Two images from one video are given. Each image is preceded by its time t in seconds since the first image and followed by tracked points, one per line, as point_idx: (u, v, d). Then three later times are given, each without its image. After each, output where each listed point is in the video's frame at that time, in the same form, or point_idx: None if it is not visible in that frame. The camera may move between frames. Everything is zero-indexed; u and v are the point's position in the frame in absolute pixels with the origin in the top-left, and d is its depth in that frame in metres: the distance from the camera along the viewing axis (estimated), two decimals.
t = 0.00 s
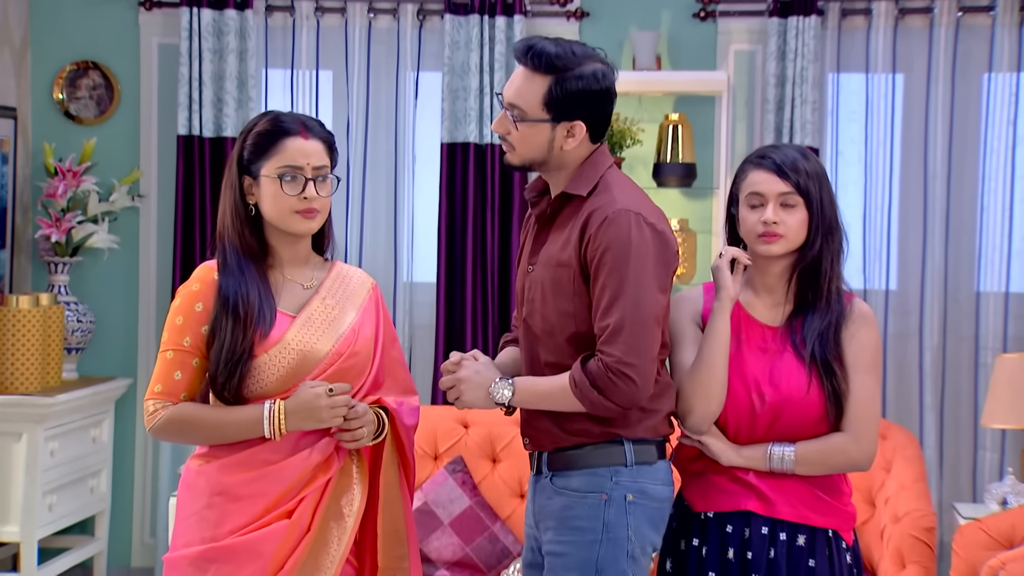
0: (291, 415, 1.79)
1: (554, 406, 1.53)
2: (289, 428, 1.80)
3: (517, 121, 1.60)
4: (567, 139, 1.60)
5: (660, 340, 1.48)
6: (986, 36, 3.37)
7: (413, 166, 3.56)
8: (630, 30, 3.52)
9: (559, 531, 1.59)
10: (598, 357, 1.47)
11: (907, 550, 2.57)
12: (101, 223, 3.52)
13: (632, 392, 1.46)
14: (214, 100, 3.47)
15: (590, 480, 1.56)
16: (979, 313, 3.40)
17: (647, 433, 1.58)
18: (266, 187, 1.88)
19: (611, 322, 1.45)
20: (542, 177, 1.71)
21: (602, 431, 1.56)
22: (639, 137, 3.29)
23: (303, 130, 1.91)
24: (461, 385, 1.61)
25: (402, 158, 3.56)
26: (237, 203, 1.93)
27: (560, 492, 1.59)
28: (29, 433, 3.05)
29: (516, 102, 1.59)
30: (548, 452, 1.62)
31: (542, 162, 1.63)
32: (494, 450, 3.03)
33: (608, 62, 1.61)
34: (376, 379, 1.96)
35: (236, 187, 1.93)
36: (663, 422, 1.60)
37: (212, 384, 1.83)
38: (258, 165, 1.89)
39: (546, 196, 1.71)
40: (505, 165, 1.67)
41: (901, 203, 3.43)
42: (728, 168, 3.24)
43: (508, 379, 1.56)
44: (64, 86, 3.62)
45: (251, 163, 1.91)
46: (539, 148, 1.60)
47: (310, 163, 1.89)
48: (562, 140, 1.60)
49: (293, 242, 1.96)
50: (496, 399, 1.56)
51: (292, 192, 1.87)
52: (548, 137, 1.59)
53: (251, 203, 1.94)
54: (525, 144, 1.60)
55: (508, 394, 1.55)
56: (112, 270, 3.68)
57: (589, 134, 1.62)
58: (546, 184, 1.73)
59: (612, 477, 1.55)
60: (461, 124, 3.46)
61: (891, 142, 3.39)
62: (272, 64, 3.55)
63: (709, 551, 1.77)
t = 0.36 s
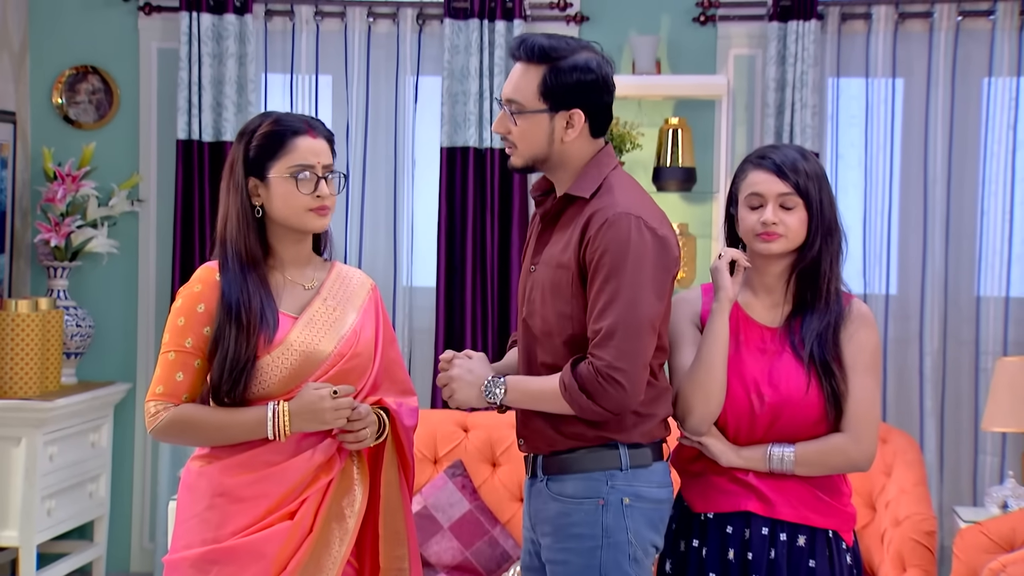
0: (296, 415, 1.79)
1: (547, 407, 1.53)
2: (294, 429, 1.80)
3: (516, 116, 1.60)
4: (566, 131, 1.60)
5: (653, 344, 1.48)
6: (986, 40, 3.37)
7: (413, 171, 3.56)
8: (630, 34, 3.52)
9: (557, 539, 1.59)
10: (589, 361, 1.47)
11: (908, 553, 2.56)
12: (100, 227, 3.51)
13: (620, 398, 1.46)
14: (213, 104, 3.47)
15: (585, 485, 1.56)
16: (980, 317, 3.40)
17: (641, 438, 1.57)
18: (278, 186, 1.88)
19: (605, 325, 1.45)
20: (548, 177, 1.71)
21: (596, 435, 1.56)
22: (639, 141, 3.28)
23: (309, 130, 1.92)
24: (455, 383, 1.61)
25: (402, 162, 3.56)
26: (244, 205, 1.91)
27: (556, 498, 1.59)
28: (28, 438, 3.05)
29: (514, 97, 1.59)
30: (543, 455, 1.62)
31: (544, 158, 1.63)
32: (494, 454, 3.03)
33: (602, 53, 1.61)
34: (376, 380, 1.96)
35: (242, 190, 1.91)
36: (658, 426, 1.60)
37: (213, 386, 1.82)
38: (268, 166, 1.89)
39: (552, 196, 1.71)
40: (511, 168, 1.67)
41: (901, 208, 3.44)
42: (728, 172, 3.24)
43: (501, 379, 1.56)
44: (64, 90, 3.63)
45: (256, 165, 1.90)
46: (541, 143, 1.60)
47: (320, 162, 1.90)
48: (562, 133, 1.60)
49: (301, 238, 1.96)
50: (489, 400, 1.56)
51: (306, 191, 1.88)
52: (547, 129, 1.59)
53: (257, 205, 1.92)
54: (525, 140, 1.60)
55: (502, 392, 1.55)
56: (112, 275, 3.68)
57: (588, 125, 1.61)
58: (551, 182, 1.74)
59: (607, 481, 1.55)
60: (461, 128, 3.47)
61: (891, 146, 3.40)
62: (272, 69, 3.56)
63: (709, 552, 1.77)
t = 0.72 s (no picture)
0: (298, 416, 1.79)
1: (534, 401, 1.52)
2: (296, 430, 1.79)
3: (513, 109, 1.59)
4: (563, 122, 1.59)
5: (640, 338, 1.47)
6: (985, 40, 3.36)
7: (410, 171, 3.55)
8: (628, 34, 3.52)
9: (553, 542, 1.58)
10: (574, 356, 1.47)
11: (906, 554, 2.55)
12: (96, 228, 3.50)
13: (604, 394, 1.45)
14: (210, 104, 3.46)
15: (578, 487, 1.55)
16: (978, 318, 3.39)
17: (634, 438, 1.56)
18: (284, 181, 1.88)
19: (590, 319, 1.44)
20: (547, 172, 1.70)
21: (589, 435, 1.55)
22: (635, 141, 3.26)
23: (308, 125, 1.94)
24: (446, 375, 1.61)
25: (399, 162, 3.55)
26: (244, 202, 1.88)
27: (550, 500, 1.58)
28: (24, 439, 3.03)
29: (512, 89, 1.59)
30: (538, 455, 1.61)
31: (541, 150, 1.62)
32: (491, 455, 3.02)
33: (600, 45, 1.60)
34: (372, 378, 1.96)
35: (244, 190, 1.89)
36: (652, 425, 1.58)
37: (211, 388, 1.79)
38: (271, 163, 1.89)
39: (551, 190, 1.70)
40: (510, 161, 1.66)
41: (900, 208, 3.43)
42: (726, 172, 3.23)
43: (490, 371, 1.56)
44: (59, 90, 3.61)
45: (256, 163, 1.90)
46: (537, 134, 1.59)
47: (321, 157, 1.92)
48: (558, 125, 1.59)
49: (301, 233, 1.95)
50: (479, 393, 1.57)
51: (312, 185, 1.89)
52: (544, 120, 1.59)
53: (258, 202, 1.91)
54: (523, 131, 1.59)
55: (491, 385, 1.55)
56: (108, 276, 3.67)
57: (585, 117, 1.60)
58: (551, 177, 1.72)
59: (600, 483, 1.54)
60: (458, 128, 3.46)
61: (890, 146, 3.39)
62: (268, 69, 3.54)
63: (707, 550, 1.76)
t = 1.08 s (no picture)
0: (297, 414, 1.78)
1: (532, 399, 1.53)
2: (296, 427, 1.79)
3: (510, 108, 1.59)
4: (561, 121, 1.59)
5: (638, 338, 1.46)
6: (984, 38, 3.36)
7: (408, 169, 3.54)
8: (626, 32, 3.51)
9: (553, 541, 1.57)
10: (573, 357, 1.46)
11: (904, 552, 2.55)
12: (94, 226, 3.50)
13: (603, 395, 1.44)
14: (208, 102, 3.45)
15: (576, 487, 1.55)
16: (977, 317, 3.39)
17: (632, 436, 1.55)
18: (282, 176, 1.87)
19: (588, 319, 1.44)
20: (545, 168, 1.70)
21: (587, 433, 1.54)
22: (636, 140, 3.27)
23: (305, 121, 1.94)
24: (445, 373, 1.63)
25: (397, 161, 3.54)
26: (241, 196, 1.87)
27: (550, 500, 1.58)
28: (21, 437, 3.02)
29: (508, 88, 1.58)
30: (537, 454, 1.61)
31: (541, 149, 1.61)
32: (489, 453, 3.02)
33: (597, 39, 1.59)
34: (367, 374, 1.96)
35: (241, 183, 1.88)
36: (651, 423, 1.57)
37: (210, 385, 1.78)
38: (269, 158, 1.88)
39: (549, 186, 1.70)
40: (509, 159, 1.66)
41: (898, 207, 3.43)
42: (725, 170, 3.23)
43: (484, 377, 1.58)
44: (57, 88, 3.61)
45: (254, 158, 1.89)
46: (535, 133, 1.59)
47: (319, 152, 1.92)
48: (557, 123, 1.59)
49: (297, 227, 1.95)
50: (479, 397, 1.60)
51: (311, 179, 1.89)
52: (542, 120, 1.58)
53: (255, 198, 1.90)
54: (521, 130, 1.59)
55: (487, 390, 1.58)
56: (106, 274, 3.66)
57: (583, 115, 1.60)
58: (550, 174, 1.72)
59: (598, 482, 1.53)
60: (456, 126, 3.45)
61: (889, 144, 3.38)
62: (266, 66, 3.54)
63: (705, 547, 1.76)
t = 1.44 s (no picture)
0: (303, 411, 1.79)
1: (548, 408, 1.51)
2: (301, 425, 1.79)
3: (510, 107, 1.59)
4: (562, 118, 1.59)
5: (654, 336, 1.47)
6: (983, 37, 3.36)
7: (408, 168, 3.54)
8: (626, 31, 3.51)
9: (554, 541, 1.57)
10: (593, 361, 1.45)
11: (904, 550, 2.55)
12: (93, 225, 3.50)
13: (628, 393, 1.44)
14: (207, 101, 3.45)
15: (578, 487, 1.55)
16: (976, 316, 3.39)
17: (635, 437, 1.55)
18: (283, 175, 1.88)
19: (605, 320, 1.43)
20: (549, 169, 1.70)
21: (590, 433, 1.55)
22: (635, 139, 3.28)
23: (302, 119, 1.95)
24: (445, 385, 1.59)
25: (397, 160, 3.54)
26: (241, 195, 1.87)
27: (551, 499, 1.58)
28: (21, 436, 3.02)
29: (508, 86, 1.58)
30: (539, 454, 1.61)
31: (542, 147, 1.62)
32: (489, 452, 3.01)
33: (598, 37, 1.59)
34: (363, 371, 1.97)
35: (240, 181, 1.88)
36: (653, 424, 1.57)
37: (214, 384, 1.78)
38: (269, 157, 1.88)
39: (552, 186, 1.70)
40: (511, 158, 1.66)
41: (898, 206, 3.43)
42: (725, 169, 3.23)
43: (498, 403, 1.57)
44: (56, 87, 3.61)
45: (253, 156, 1.89)
46: (536, 132, 1.59)
47: (317, 149, 1.93)
48: (557, 121, 1.59)
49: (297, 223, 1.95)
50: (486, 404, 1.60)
51: (311, 177, 1.89)
52: (542, 118, 1.58)
53: (254, 197, 1.90)
54: (522, 130, 1.59)
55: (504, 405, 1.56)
56: (105, 273, 3.66)
57: (584, 112, 1.60)
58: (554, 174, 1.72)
59: (600, 482, 1.53)
60: (455, 125, 3.45)
61: (888, 143, 3.38)
62: (265, 66, 3.54)
63: (704, 545, 1.76)
